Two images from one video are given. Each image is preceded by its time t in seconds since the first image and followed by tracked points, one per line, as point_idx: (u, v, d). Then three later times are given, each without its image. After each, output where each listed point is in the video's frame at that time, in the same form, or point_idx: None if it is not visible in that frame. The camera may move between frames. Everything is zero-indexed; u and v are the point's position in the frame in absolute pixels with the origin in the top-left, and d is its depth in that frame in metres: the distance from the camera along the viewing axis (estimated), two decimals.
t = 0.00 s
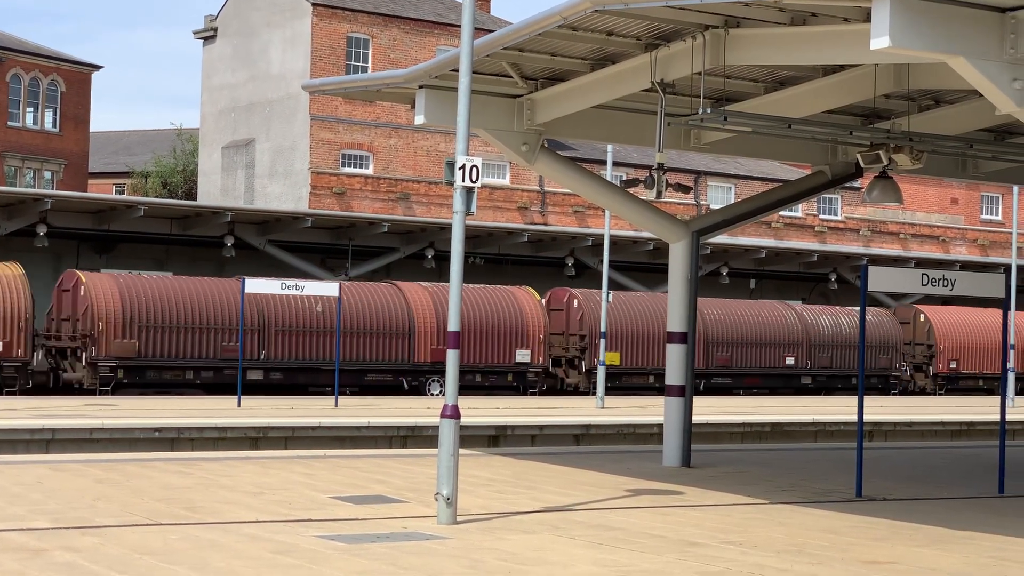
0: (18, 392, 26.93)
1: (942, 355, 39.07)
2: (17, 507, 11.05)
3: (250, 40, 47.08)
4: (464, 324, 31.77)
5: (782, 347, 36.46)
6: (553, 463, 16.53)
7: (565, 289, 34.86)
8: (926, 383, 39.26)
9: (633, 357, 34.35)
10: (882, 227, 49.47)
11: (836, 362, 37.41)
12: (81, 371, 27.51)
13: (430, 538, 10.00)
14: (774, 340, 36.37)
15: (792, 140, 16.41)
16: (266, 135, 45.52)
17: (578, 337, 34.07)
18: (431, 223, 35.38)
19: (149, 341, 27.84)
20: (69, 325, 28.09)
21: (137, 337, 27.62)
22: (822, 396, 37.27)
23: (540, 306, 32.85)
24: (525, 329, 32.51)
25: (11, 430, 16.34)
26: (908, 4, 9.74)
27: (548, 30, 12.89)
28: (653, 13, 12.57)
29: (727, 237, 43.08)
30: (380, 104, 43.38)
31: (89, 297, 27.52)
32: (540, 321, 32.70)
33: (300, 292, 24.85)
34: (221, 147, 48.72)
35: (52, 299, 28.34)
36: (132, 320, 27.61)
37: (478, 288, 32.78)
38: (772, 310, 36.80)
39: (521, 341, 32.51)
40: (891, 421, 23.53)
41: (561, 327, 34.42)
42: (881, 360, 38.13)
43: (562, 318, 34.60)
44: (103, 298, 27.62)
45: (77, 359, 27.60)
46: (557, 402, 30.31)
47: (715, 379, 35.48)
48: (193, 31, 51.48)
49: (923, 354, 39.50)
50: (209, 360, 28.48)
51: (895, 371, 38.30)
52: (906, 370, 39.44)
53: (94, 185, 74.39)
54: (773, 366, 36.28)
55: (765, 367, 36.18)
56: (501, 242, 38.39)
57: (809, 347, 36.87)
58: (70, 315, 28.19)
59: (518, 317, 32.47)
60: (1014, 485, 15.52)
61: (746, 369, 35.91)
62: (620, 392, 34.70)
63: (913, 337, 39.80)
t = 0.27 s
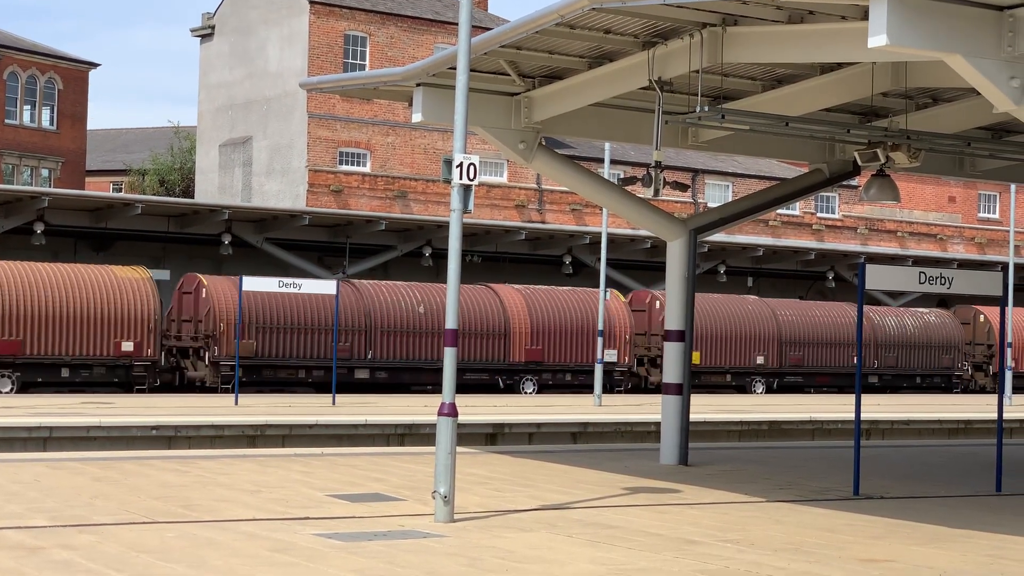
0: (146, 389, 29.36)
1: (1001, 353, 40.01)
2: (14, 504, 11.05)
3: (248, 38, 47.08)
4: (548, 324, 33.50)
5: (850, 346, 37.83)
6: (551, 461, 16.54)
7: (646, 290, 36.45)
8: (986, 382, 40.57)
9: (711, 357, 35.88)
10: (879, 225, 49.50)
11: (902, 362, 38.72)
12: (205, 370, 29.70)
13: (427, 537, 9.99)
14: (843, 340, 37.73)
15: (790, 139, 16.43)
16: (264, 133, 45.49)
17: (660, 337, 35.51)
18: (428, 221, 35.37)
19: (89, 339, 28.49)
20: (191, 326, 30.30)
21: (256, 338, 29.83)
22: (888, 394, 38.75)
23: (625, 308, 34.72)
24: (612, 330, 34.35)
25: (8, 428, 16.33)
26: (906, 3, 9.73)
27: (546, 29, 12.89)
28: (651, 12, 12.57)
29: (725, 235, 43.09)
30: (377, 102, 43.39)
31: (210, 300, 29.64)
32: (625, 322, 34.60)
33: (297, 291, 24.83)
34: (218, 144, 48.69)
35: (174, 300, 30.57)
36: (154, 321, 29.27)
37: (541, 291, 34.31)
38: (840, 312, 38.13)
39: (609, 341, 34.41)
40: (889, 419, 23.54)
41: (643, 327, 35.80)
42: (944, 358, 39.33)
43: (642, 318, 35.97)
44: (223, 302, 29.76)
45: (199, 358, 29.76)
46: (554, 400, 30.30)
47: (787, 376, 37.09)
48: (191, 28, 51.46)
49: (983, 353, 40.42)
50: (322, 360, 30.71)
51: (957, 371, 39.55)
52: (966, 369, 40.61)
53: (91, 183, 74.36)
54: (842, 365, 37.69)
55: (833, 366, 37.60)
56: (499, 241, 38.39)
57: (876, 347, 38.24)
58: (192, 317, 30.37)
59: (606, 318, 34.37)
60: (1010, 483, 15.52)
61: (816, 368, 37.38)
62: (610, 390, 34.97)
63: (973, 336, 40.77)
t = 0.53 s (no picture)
0: (261, 387, 30.85)
1: None
2: (12, 502, 11.04)
3: (246, 36, 47.09)
4: (635, 326, 35.20)
5: (915, 347, 39.17)
6: (549, 460, 16.54)
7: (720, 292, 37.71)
8: None
9: (785, 356, 37.22)
10: (877, 224, 49.56)
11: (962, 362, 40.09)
12: (314, 369, 31.30)
13: (425, 535, 9.99)
14: (908, 341, 39.07)
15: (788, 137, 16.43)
16: (262, 131, 45.47)
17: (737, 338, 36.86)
18: (426, 220, 35.37)
19: (37, 336, 28.07)
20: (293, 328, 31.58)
21: (363, 338, 31.48)
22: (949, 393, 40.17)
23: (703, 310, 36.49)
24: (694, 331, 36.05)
25: (6, 427, 16.32)
26: (905, 2, 9.73)
27: (545, 27, 12.88)
28: (650, 10, 12.56)
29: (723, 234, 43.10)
30: (376, 100, 43.44)
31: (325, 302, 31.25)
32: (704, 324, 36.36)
33: (296, 289, 24.84)
34: (216, 143, 48.68)
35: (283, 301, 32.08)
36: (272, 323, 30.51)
37: (627, 293, 35.95)
38: (904, 313, 39.45)
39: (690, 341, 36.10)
40: (887, 418, 23.57)
41: (719, 328, 37.20)
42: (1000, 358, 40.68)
43: (719, 320, 37.37)
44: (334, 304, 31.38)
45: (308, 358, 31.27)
46: (552, 398, 30.30)
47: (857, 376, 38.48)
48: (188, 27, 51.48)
49: None
50: (423, 360, 32.47)
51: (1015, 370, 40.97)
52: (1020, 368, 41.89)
53: (89, 181, 74.32)
54: (908, 364, 39.06)
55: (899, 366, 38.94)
56: (497, 239, 38.38)
57: (938, 347, 39.57)
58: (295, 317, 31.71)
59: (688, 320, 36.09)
60: (1008, 482, 15.52)
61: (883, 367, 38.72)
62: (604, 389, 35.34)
63: None
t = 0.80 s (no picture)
0: (368, 387, 31.85)
1: None
2: (10, 501, 11.04)
3: (244, 35, 47.10)
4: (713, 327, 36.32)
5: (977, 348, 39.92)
6: (547, 459, 16.54)
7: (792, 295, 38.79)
8: None
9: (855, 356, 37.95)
10: (876, 223, 49.62)
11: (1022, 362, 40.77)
12: (416, 370, 32.56)
13: (423, 534, 9.99)
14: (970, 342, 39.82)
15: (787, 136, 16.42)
16: (261, 130, 45.45)
17: (808, 338, 37.82)
18: (425, 219, 35.36)
19: (160, 337, 29.16)
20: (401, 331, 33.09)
21: (461, 340, 32.72)
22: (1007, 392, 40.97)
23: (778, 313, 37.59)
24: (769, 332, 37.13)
25: (4, 425, 16.32)
26: (905, 2, 9.73)
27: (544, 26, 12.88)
28: (649, 10, 12.56)
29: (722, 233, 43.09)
30: (374, 99, 43.43)
31: (425, 305, 32.60)
32: (778, 326, 37.44)
33: (294, 287, 24.82)
34: (215, 141, 48.66)
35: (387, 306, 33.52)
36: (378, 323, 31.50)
37: (706, 296, 37.07)
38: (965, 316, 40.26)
39: (766, 343, 37.17)
40: (885, 417, 23.57)
41: (791, 330, 38.17)
42: None
43: (791, 322, 38.36)
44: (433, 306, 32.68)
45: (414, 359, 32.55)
46: (551, 398, 30.34)
47: (921, 376, 39.22)
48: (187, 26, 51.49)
49: None
50: (518, 360, 33.64)
51: None
52: None
53: (88, 180, 74.27)
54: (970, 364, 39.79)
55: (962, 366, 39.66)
56: (496, 238, 38.37)
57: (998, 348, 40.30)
58: (405, 322, 33.25)
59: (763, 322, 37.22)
60: (1007, 482, 15.55)
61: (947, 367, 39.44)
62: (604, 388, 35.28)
63: None
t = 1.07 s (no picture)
0: (468, 385, 33.19)
1: None
2: (10, 499, 11.04)
3: (244, 34, 47.06)
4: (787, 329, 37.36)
5: None
6: (546, 457, 16.54)
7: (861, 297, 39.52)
8: None
9: (921, 358, 38.82)
10: (875, 223, 49.76)
11: None
12: (512, 369, 34.26)
13: (423, 533, 9.99)
14: None
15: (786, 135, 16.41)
16: (260, 129, 45.44)
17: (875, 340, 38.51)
18: (424, 218, 35.35)
19: (275, 338, 30.76)
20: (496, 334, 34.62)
21: (553, 341, 34.05)
22: None
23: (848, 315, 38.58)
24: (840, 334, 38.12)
25: (3, 424, 16.33)
26: (904, 1, 9.73)
27: (542, 25, 12.89)
28: (649, 8, 12.56)
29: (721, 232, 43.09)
30: (373, 98, 43.40)
31: (518, 309, 33.95)
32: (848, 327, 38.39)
33: (293, 286, 24.83)
34: (214, 140, 48.65)
35: (481, 309, 34.99)
36: (477, 324, 33.00)
37: (776, 299, 38.14)
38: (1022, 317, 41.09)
39: (837, 344, 38.16)
40: (884, 416, 23.58)
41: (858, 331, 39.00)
42: None
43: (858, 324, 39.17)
44: (527, 310, 34.05)
45: (508, 360, 34.21)
46: (549, 397, 30.36)
47: (981, 376, 40.20)
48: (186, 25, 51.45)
49: None
50: (606, 361, 34.90)
51: None
52: None
53: (87, 178, 74.26)
54: None
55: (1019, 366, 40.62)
56: (495, 237, 38.36)
57: None
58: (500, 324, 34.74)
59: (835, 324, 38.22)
60: (1006, 481, 15.57)
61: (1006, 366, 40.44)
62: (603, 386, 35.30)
63: None
